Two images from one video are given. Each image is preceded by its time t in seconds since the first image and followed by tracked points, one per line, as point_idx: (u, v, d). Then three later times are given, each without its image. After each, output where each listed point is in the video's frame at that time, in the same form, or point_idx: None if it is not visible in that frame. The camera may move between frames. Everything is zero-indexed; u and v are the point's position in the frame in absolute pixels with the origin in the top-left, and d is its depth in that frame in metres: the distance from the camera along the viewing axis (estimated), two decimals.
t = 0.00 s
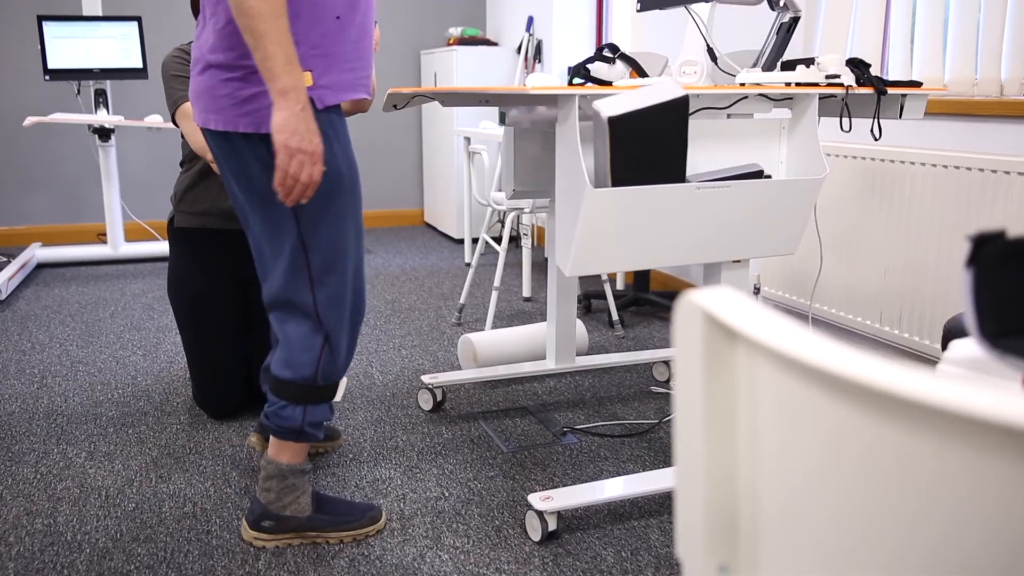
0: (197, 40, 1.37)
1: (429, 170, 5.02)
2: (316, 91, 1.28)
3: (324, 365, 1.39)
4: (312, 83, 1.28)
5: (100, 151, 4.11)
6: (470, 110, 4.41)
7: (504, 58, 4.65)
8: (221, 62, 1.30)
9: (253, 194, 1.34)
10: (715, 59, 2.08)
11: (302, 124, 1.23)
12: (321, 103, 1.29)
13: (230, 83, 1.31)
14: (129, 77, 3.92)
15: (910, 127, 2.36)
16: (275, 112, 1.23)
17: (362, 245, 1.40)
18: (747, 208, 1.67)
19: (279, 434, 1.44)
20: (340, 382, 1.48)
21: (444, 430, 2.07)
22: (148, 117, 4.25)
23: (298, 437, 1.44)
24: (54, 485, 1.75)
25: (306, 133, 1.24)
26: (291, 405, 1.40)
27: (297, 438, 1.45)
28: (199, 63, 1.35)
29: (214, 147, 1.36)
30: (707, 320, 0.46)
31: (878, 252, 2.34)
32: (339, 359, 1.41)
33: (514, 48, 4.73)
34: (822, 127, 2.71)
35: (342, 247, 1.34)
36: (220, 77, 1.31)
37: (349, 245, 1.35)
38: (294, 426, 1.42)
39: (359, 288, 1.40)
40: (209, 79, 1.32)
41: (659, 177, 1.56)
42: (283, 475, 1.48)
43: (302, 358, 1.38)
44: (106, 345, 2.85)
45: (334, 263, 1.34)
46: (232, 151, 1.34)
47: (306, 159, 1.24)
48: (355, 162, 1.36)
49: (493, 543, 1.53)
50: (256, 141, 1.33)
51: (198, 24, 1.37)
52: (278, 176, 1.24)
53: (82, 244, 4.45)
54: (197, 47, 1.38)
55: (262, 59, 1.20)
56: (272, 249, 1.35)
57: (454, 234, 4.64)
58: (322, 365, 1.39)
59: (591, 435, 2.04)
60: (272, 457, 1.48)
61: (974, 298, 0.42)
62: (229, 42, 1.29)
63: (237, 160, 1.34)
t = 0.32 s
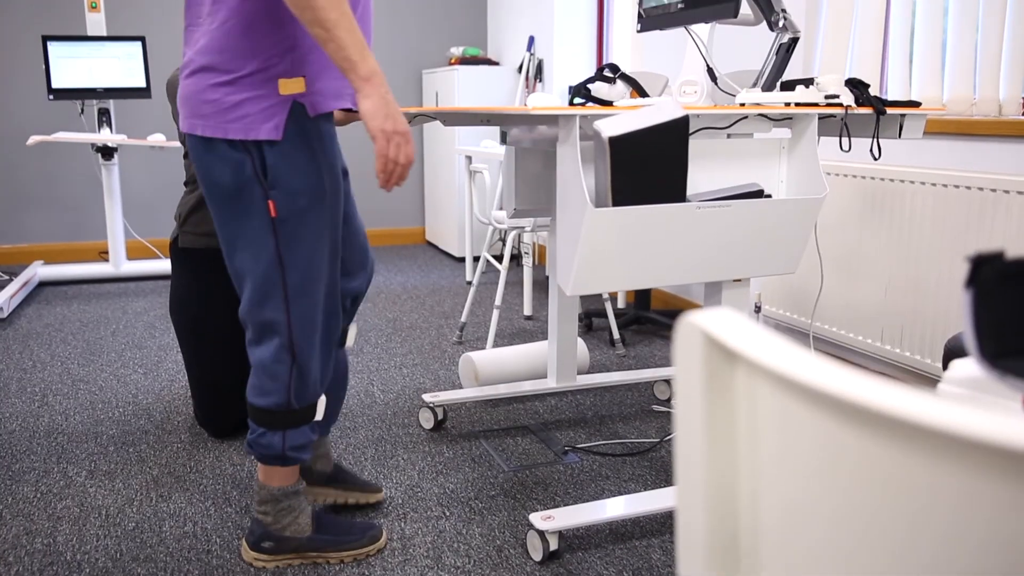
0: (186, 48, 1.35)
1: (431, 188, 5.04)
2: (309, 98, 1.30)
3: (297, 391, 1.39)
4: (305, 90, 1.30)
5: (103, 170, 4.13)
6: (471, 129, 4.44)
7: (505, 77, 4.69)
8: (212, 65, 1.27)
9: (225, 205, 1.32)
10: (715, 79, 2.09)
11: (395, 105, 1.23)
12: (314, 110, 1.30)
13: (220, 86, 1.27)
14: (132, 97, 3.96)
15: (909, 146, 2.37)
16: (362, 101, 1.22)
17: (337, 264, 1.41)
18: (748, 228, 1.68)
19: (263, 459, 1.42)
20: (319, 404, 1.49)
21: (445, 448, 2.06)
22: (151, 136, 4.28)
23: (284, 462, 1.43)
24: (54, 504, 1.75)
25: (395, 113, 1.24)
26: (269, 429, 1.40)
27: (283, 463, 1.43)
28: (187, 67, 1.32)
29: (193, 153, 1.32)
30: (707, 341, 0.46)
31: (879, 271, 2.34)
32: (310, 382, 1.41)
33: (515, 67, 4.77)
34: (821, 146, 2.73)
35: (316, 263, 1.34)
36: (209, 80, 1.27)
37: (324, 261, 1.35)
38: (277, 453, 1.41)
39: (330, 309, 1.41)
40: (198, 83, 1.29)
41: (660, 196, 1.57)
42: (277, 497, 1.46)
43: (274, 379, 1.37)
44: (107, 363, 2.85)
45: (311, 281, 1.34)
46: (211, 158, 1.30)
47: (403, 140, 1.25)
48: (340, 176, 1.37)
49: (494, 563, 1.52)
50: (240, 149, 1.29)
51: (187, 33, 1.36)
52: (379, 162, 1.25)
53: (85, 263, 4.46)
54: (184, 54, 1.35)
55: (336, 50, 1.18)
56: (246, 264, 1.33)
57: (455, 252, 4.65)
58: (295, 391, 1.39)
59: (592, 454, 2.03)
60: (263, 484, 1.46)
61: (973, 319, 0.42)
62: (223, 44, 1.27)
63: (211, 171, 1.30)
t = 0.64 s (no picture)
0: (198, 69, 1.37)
1: (433, 207, 5.06)
2: (323, 116, 1.31)
3: (300, 410, 1.40)
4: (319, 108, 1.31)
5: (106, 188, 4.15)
6: (473, 148, 4.46)
7: (507, 96, 4.72)
8: (225, 83, 1.28)
9: (235, 224, 1.32)
10: (715, 99, 2.10)
11: (371, 137, 1.24)
12: (327, 128, 1.32)
13: (232, 104, 1.28)
14: (135, 116, 3.98)
15: (909, 165, 2.38)
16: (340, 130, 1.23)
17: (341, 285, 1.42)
18: (748, 247, 1.69)
19: (264, 481, 1.42)
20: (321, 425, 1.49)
21: (446, 467, 2.06)
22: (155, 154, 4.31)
23: (286, 483, 1.42)
24: (54, 524, 1.74)
25: (372, 144, 1.25)
26: (271, 450, 1.40)
27: (285, 485, 1.43)
28: (200, 87, 1.33)
29: (202, 171, 1.33)
30: (707, 362, 0.46)
31: (880, 290, 2.35)
32: (314, 402, 1.41)
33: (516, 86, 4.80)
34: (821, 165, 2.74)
35: (320, 282, 1.35)
36: (222, 98, 1.29)
37: (329, 280, 1.37)
38: (279, 474, 1.41)
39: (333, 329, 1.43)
40: (210, 101, 1.30)
41: (661, 216, 1.58)
42: (278, 518, 1.46)
43: (279, 400, 1.38)
44: (108, 382, 2.85)
45: (318, 300, 1.35)
46: (220, 177, 1.30)
47: (376, 171, 1.26)
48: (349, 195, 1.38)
49: None
50: (252, 166, 1.29)
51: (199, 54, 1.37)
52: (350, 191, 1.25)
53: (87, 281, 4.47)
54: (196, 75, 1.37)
55: (321, 77, 1.20)
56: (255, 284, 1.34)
57: (457, 270, 4.66)
58: (298, 410, 1.39)
59: (593, 473, 2.02)
60: (263, 502, 1.46)
61: (973, 340, 0.42)
62: (234, 62, 1.28)
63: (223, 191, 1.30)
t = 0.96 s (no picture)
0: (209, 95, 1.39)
1: (433, 225, 5.07)
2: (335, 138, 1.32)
3: (311, 431, 1.39)
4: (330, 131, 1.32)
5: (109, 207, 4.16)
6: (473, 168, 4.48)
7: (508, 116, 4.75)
8: (236, 108, 1.30)
9: (247, 245, 1.33)
10: (715, 119, 2.11)
11: (327, 170, 1.25)
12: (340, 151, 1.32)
13: (243, 129, 1.30)
14: (137, 135, 4.01)
15: (909, 185, 2.39)
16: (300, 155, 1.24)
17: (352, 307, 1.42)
18: (748, 267, 1.69)
19: (272, 499, 1.42)
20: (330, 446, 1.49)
21: (447, 487, 2.05)
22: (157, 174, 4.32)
23: (292, 502, 1.42)
24: (53, 543, 1.74)
25: (329, 177, 1.25)
26: (279, 469, 1.39)
27: (291, 504, 1.42)
28: (211, 113, 1.36)
29: (212, 195, 1.34)
30: (707, 384, 0.46)
31: (880, 308, 2.35)
32: (325, 423, 1.41)
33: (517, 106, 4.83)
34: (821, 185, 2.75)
35: (333, 303, 1.35)
36: (232, 124, 1.31)
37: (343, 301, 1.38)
38: (287, 493, 1.40)
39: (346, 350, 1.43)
40: (222, 126, 1.32)
41: (662, 236, 1.58)
42: (281, 536, 1.45)
43: (289, 419, 1.37)
44: (109, 400, 2.84)
45: (332, 322, 1.36)
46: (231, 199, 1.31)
47: (327, 205, 1.26)
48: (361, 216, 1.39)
49: None
50: (264, 187, 1.31)
51: (208, 81, 1.39)
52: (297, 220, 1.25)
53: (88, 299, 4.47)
54: (207, 101, 1.39)
55: (291, 100, 1.22)
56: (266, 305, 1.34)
57: (458, 289, 4.67)
58: (309, 431, 1.39)
59: (594, 493, 2.02)
60: (266, 521, 1.46)
61: (972, 360, 0.43)
62: (244, 88, 1.30)
63: (234, 214, 1.32)
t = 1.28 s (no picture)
0: (204, 109, 1.38)
1: (436, 241, 5.09)
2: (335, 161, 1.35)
3: (313, 447, 1.40)
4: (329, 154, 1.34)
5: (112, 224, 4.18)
6: (476, 184, 4.50)
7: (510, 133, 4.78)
8: (239, 129, 1.31)
9: (249, 262, 1.33)
10: (716, 136, 2.12)
11: (376, 196, 1.23)
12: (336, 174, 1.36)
13: (244, 149, 1.31)
14: (141, 152, 4.03)
15: (910, 202, 2.40)
16: (345, 184, 1.22)
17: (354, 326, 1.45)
18: (750, 284, 1.70)
19: (274, 516, 1.42)
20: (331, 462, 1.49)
21: (449, 504, 2.05)
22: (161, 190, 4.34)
23: (294, 519, 1.42)
24: (54, 560, 1.74)
25: (375, 203, 1.23)
26: (282, 485, 1.40)
27: (293, 520, 1.43)
28: (208, 129, 1.35)
29: (212, 214, 1.35)
30: (708, 402, 0.47)
31: (881, 324, 2.35)
32: (326, 439, 1.42)
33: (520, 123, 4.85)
34: (822, 202, 2.76)
35: (334, 320, 1.37)
36: (233, 143, 1.31)
37: (344, 319, 1.39)
38: (288, 508, 1.41)
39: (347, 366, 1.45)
40: (221, 144, 1.32)
41: (665, 253, 1.59)
42: (283, 553, 1.45)
43: (292, 436, 1.38)
44: (110, 417, 2.84)
45: (334, 340, 1.38)
46: (234, 218, 1.32)
47: (378, 230, 1.24)
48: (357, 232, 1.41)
49: None
50: (265, 208, 1.32)
51: (203, 94, 1.38)
52: (349, 249, 1.23)
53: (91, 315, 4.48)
54: (201, 115, 1.38)
55: (328, 132, 1.21)
56: (267, 321, 1.35)
57: (460, 305, 4.67)
58: (311, 446, 1.40)
59: (597, 510, 2.01)
60: (268, 537, 1.45)
61: (975, 380, 0.42)
62: (248, 109, 1.30)
63: (237, 234, 1.32)
